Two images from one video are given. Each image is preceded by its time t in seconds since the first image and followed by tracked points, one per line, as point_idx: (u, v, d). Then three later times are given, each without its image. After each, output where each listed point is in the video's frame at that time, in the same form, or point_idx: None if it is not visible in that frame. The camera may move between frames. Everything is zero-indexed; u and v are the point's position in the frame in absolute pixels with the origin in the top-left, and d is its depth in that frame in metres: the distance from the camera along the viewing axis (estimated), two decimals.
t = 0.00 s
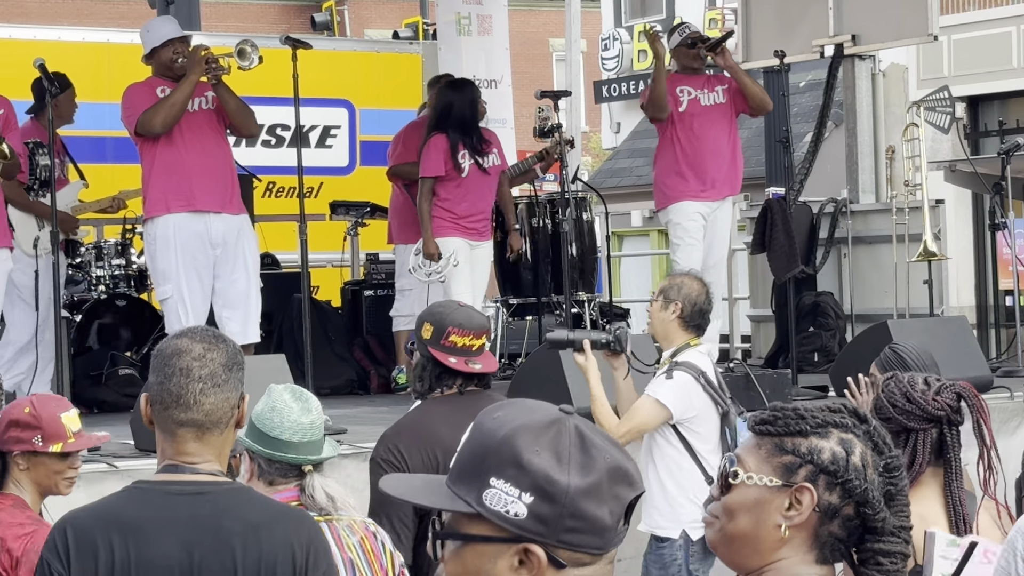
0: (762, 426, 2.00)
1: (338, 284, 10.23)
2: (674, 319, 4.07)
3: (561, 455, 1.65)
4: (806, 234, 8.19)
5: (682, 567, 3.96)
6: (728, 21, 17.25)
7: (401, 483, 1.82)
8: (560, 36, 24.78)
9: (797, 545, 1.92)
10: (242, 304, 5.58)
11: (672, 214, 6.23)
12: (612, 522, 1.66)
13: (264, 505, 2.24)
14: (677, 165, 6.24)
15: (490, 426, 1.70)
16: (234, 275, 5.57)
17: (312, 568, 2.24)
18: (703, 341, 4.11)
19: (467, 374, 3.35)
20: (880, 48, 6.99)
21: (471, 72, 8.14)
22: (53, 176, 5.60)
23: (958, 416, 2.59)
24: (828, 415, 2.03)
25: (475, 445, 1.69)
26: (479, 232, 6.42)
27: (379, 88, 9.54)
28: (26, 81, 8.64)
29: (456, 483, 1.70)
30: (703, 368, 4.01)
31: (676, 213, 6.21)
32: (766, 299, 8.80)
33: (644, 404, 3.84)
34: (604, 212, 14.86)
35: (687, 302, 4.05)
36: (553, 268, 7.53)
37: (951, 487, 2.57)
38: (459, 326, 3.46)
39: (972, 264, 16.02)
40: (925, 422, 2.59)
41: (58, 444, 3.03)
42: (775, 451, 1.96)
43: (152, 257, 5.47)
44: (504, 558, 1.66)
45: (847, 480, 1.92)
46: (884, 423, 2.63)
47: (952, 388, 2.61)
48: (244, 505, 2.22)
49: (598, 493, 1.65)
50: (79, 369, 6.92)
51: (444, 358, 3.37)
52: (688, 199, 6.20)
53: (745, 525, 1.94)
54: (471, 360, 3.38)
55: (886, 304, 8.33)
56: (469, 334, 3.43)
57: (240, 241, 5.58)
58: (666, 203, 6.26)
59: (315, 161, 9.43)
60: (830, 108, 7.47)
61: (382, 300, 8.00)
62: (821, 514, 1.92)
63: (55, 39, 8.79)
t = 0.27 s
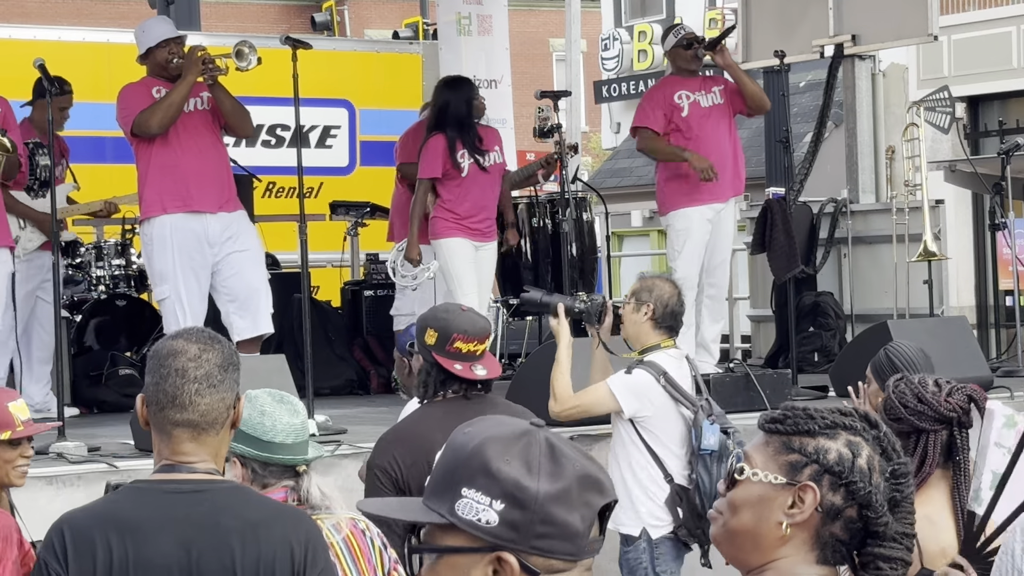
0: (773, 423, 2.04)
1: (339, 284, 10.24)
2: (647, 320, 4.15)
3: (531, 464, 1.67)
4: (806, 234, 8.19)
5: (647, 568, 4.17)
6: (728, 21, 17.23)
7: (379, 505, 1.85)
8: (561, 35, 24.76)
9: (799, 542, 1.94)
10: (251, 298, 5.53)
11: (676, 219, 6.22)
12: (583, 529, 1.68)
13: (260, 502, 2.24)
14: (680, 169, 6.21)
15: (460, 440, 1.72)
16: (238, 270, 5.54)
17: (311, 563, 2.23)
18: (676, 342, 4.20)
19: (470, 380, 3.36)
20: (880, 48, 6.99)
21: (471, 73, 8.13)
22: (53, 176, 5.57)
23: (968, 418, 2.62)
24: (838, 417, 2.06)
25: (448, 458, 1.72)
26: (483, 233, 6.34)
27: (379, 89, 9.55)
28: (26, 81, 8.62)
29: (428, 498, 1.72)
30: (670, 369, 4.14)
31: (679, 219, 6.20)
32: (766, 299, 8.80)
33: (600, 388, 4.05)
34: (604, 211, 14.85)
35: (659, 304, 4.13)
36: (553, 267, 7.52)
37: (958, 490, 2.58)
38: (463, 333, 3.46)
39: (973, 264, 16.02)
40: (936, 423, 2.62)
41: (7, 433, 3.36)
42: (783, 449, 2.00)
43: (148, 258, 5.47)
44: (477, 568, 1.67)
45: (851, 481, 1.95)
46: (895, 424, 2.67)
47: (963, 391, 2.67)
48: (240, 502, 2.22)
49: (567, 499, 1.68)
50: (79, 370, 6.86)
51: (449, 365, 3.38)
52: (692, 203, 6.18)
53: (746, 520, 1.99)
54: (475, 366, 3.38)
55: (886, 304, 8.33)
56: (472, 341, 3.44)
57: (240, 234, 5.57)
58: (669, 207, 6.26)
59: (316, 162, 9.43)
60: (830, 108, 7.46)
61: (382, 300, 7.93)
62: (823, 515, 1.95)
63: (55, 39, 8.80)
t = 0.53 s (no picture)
0: (766, 426, 2.05)
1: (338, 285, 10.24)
2: (618, 320, 4.17)
3: (559, 458, 1.67)
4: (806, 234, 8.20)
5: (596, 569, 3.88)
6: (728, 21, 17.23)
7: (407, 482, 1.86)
8: (560, 35, 24.76)
9: (798, 541, 1.96)
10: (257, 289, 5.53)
11: (671, 221, 6.18)
12: (610, 526, 1.68)
13: (259, 507, 2.23)
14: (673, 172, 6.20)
15: (489, 426, 1.72)
16: (238, 272, 5.55)
17: (308, 570, 2.23)
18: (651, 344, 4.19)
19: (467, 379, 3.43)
20: (880, 48, 6.99)
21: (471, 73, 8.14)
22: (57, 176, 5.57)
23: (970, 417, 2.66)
24: (830, 413, 2.07)
25: (474, 448, 1.71)
26: (485, 232, 6.37)
27: (379, 89, 9.54)
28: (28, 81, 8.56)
29: (456, 484, 1.73)
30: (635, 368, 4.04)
31: (674, 221, 6.16)
32: (766, 299, 8.80)
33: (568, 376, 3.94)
34: (604, 211, 14.85)
35: (632, 303, 4.16)
36: (553, 266, 7.55)
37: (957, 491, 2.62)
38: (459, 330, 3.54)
39: (972, 264, 16.02)
40: (939, 423, 2.65)
41: None
42: (777, 450, 2.02)
43: (149, 257, 5.48)
44: (500, 561, 1.68)
45: (848, 477, 1.96)
46: (898, 424, 2.70)
47: (965, 390, 2.69)
48: (237, 508, 2.22)
49: (595, 496, 1.67)
50: (79, 370, 6.85)
51: (447, 364, 3.45)
52: (688, 206, 6.15)
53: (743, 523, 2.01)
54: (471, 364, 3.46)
55: (886, 304, 8.32)
56: (468, 338, 3.53)
57: (238, 236, 5.56)
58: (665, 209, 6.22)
59: (316, 162, 9.43)
60: (831, 108, 7.46)
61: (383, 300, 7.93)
62: (822, 513, 1.96)
63: (55, 39, 8.79)
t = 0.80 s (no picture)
0: (760, 421, 2.17)
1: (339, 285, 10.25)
2: (598, 318, 4.28)
3: (555, 463, 1.68)
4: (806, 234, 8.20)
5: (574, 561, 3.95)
6: (729, 21, 17.23)
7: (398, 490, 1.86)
8: (561, 35, 24.75)
9: (790, 536, 2.07)
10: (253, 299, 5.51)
11: (671, 223, 6.17)
12: (606, 529, 1.68)
13: (254, 506, 2.24)
14: (671, 175, 6.21)
15: (485, 431, 1.72)
16: (240, 271, 5.54)
17: (304, 568, 2.22)
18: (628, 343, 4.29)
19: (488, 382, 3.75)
20: (880, 48, 6.98)
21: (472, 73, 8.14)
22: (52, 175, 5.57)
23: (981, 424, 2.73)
24: (824, 410, 2.17)
25: (470, 450, 1.71)
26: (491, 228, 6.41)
27: (379, 89, 9.48)
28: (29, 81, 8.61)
29: (451, 487, 1.73)
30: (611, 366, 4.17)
31: (668, 222, 6.17)
32: (766, 299, 8.79)
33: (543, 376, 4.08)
34: (604, 211, 14.86)
35: (611, 301, 4.26)
36: (553, 267, 7.52)
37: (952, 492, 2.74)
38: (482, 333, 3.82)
39: (973, 264, 16.01)
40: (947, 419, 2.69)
41: None
42: (770, 447, 2.13)
43: (152, 256, 5.48)
44: (496, 565, 1.68)
45: (839, 476, 2.07)
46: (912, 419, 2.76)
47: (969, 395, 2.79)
48: (233, 506, 2.22)
49: (591, 501, 1.68)
50: (79, 370, 6.84)
51: (470, 366, 3.76)
52: (688, 209, 6.16)
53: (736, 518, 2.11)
54: (493, 367, 3.77)
55: (886, 304, 8.32)
56: (491, 340, 3.81)
57: (241, 237, 5.56)
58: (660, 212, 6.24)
59: (316, 162, 9.43)
60: (831, 108, 7.46)
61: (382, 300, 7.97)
62: (813, 511, 2.07)
63: (55, 39, 8.78)
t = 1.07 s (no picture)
0: (748, 425, 2.13)
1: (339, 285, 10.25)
2: (588, 317, 4.32)
3: (552, 456, 1.67)
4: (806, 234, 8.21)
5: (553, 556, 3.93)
6: (728, 21, 17.22)
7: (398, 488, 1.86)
8: (561, 36, 24.75)
9: (785, 543, 2.04)
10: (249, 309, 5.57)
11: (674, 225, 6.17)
12: (605, 523, 1.68)
13: (253, 505, 2.24)
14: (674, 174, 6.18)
15: (480, 428, 1.71)
16: (243, 276, 5.58)
17: (301, 568, 2.23)
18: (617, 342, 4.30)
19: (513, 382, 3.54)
20: (880, 48, 6.99)
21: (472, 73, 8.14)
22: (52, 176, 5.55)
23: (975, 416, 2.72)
24: (812, 412, 2.14)
25: (467, 447, 1.71)
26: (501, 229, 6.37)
27: (379, 89, 9.52)
28: (29, 81, 8.61)
29: (449, 487, 1.73)
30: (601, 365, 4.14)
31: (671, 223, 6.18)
32: (766, 299, 8.79)
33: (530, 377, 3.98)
34: (604, 212, 14.87)
35: (601, 300, 4.30)
36: (553, 267, 7.53)
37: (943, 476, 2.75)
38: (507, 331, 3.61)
39: (973, 264, 16.03)
40: (947, 420, 2.70)
41: None
42: (761, 451, 2.09)
43: (159, 255, 5.47)
44: (497, 562, 1.68)
45: (832, 480, 2.04)
46: (908, 422, 2.74)
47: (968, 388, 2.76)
48: (232, 504, 2.22)
49: (589, 494, 1.67)
50: (78, 370, 6.84)
51: (494, 365, 3.55)
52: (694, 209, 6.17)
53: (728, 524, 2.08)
54: (518, 367, 3.56)
55: (886, 304, 8.31)
56: (515, 339, 3.60)
57: (249, 244, 5.59)
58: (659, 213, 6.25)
59: (316, 162, 9.43)
60: (830, 108, 7.46)
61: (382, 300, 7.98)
62: (807, 515, 2.04)
63: (56, 39, 8.77)
